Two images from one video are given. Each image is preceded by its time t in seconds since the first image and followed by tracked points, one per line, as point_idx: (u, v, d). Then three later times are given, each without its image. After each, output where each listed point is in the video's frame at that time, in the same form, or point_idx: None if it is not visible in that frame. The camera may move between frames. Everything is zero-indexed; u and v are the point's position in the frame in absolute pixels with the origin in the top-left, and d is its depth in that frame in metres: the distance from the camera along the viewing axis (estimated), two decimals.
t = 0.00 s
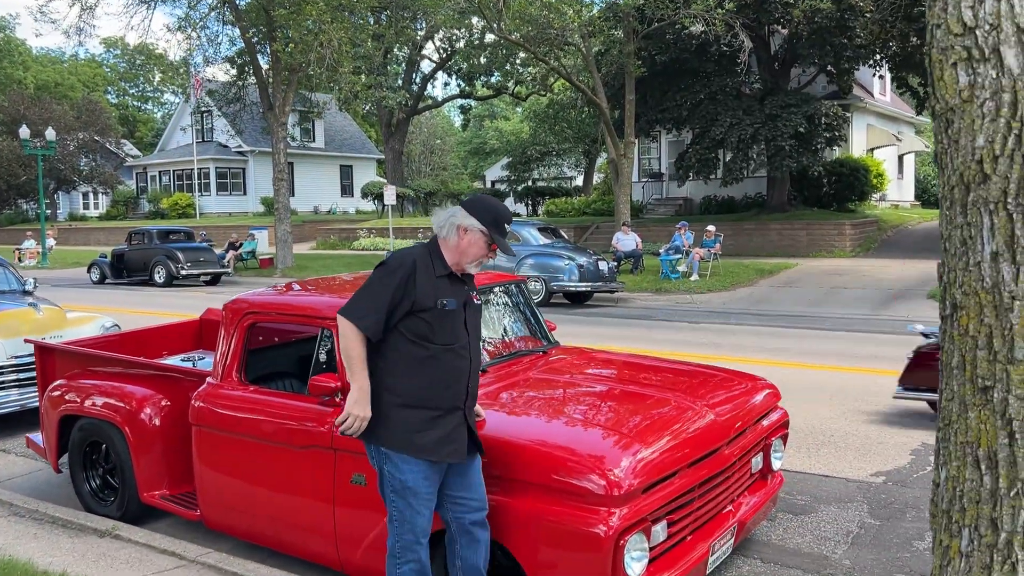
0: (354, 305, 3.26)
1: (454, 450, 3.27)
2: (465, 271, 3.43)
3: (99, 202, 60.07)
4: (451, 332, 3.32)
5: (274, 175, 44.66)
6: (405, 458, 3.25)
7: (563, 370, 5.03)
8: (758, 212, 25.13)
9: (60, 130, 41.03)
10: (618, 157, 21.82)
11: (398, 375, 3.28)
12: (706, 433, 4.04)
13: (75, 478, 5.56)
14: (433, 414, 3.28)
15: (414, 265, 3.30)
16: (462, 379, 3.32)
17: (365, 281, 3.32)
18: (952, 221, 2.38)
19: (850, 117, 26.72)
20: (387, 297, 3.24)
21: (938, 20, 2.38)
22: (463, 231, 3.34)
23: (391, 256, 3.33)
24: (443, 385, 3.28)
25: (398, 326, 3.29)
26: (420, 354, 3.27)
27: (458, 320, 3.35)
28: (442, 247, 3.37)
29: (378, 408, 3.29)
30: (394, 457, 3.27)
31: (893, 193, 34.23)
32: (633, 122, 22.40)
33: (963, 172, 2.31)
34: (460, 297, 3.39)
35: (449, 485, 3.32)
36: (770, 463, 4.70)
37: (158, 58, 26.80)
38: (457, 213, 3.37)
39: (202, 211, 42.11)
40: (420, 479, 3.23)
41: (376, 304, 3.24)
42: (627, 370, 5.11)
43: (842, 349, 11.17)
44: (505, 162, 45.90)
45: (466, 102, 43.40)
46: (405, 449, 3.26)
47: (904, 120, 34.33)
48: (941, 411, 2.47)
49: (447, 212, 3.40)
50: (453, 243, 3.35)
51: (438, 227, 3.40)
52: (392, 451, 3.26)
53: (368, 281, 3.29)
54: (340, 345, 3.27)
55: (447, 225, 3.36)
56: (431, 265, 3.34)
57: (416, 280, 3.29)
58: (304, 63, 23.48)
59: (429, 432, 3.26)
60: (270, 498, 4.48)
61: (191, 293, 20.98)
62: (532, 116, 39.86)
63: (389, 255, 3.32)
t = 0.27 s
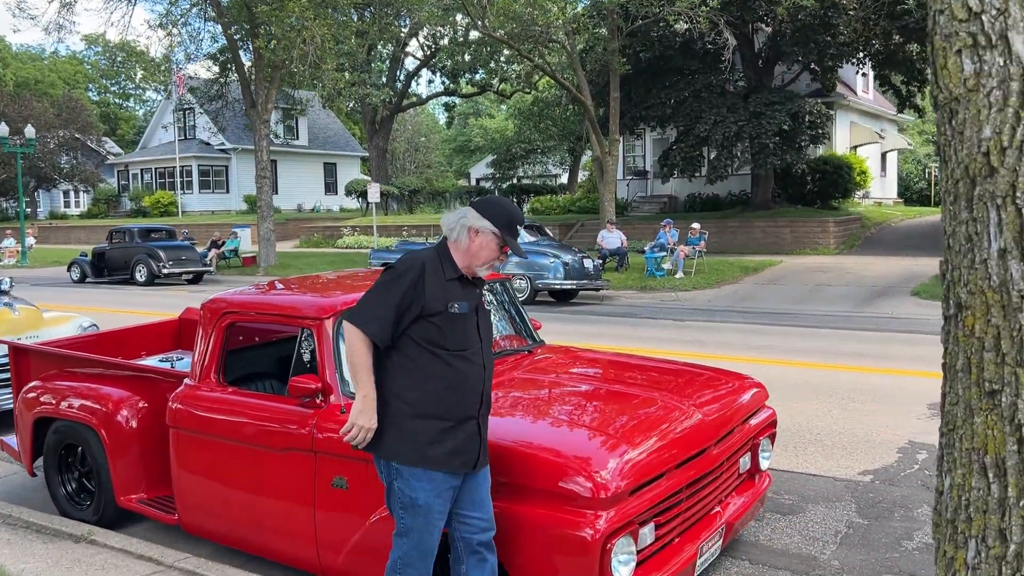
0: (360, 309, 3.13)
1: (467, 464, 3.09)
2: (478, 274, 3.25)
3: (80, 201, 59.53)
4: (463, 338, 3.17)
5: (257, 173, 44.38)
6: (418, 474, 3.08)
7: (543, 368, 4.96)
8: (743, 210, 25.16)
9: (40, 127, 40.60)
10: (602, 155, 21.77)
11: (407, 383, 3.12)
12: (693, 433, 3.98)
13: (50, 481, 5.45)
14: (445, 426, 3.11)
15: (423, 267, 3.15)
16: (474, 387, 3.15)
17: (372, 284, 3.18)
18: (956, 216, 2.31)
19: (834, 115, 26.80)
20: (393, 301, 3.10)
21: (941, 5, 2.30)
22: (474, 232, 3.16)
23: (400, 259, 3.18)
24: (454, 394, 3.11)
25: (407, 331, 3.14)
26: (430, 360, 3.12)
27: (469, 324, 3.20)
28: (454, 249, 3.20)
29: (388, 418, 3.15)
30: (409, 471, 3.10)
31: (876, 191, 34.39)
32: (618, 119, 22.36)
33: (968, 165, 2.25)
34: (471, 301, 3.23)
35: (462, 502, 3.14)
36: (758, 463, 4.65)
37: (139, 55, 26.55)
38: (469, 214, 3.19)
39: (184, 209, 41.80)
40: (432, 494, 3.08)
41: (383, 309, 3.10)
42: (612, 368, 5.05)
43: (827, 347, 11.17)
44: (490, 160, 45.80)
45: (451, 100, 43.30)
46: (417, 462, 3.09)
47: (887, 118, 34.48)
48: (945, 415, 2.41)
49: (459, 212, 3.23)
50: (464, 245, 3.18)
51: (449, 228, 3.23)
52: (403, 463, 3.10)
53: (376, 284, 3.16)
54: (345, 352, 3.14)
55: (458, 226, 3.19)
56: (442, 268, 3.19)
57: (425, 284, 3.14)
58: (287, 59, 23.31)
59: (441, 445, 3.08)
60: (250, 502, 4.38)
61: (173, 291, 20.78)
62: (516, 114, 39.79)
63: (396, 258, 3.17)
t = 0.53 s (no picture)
0: (397, 307, 2.96)
1: (521, 462, 2.96)
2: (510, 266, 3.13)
3: (58, 200, 58.87)
4: (505, 330, 3.05)
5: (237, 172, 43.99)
6: (475, 478, 2.91)
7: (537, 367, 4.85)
8: (726, 209, 25.14)
9: (16, 126, 40.04)
10: (586, 153, 21.65)
11: (453, 382, 2.97)
12: (694, 434, 3.88)
13: (28, 486, 5.27)
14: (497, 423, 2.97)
15: (460, 260, 3.00)
16: (520, 382, 3.03)
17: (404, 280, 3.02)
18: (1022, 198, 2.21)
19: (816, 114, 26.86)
20: (433, 297, 2.94)
21: None
22: (507, 224, 3.04)
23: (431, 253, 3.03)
24: (504, 389, 2.98)
25: (449, 328, 2.99)
26: (475, 355, 2.98)
27: (508, 317, 3.08)
28: (486, 242, 3.07)
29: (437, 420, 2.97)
30: (465, 475, 2.92)
31: (858, 190, 34.51)
32: (602, 117, 22.26)
33: None
34: (508, 292, 3.11)
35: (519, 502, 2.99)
36: (758, 464, 4.56)
37: (117, 52, 26.19)
38: (500, 204, 3.07)
39: (164, 209, 41.35)
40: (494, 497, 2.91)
41: (423, 305, 2.94)
42: (603, 367, 4.94)
43: (816, 345, 11.09)
44: (473, 159, 45.64)
45: (433, 99, 43.09)
46: (473, 465, 2.93)
47: (868, 118, 34.59)
48: (1005, 414, 2.32)
49: (487, 202, 3.10)
50: (497, 236, 3.05)
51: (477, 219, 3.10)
52: (458, 466, 2.92)
53: (410, 280, 3.00)
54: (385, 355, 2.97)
55: (489, 217, 3.06)
56: (476, 260, 3.05)
57: (465, 277, 2.99)
58: (267, 57, 23.07)
59: (495, 445, 2.94)
60: (236, 506, 4.24)
61: (153, 292, 20.50)
62: (499, 113, 39.64)
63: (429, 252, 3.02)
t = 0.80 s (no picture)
0: (456, 323, 2.76)
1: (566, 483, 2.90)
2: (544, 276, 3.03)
3: (30, 200, 58.03)
4: (549, 347, 2.93)
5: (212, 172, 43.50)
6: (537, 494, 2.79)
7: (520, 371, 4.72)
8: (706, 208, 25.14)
9: None
10: (566, 153, 21.54)
11: (511, 402, 2.82)
12: (690, 443, 3.77)
13: None
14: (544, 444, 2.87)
15: (513, 272, 2.85)
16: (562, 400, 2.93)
17: (457, 293, 2.82)
18: None
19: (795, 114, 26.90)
20: (492, 312, 2.76)
21: None
22: (548, 233, 2.93)
23: (480, 264, 2.85)
24: (551, 407, 2.87)
25: (500, 344, 2.83)
26: (528, 375, 2.84)
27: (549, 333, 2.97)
28: (528, 252, 2.93)
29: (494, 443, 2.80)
30: (523, 495, 2.78)
31: (835, 189, 34.65)
32: (582, 117, 22.16)
33: None
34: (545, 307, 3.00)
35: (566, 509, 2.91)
36: (753, 472, 4.45)
37: (90, 50, 25.75)
38: (538, 213, 2.95)
39: (138, 209, 40.82)
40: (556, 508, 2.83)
41: (481, 321, 2.76)
42: (587, 372, 4.82)
43: (799, 346, 11.03)
44: (451, 158, 45.41)
45: (411, 98, 42.81)
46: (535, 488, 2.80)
47: (844, 117, 34.75)
48: None
49: (523, 210, 2.97)
50: (539, 247, 2.93)
51: (513, 226, 2.96)
52: (513, 489, 2.78)
53: (466, 293, 2.80)
54: (444, 374, 2.76)
55: (530, 225, 2.93)
56: (519, 272, 2.89)
57: (518, 290, 2.85)
58: (243, 55, 22.76)
59: (547, 465, 2.82)
60: (215, 520, 4.07)
61: (127, 293, 20.15)
62: (477, 112, 39.44)
63: (479, 262, 2.85)
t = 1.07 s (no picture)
0: (499, 331, 2.52)
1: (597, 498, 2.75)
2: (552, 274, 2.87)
3: None
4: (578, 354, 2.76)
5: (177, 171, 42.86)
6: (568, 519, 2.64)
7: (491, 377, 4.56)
8: (677, 208, 25.10)
9: None
10: (538, 152, 21.37)
11: (552, 415, 2.63)
12: (669, 450, 3.63)
13: None
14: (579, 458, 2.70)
15: (545, 273, 2.66)
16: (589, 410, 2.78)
17: (493, 297, 2.58)
18: None
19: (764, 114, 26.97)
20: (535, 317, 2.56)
21: None
22: (566, 232, 2.77)
23: (512, 264, 2.63)
24: (582, 421, 2.70)
25: (535, 354, 2.63)
26: (565, 384, 2.66)
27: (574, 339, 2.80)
28: (547, 252, 2.75)
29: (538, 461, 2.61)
30: (555, 521, 2.62)
31: (804, 189, 34.85)
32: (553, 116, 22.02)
33: None
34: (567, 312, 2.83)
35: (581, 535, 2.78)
36: (733, 478, 4.32)
37: (51, 46, 25.20)
38: (555, 210, 2.78)
39: (101, 209, 40.11)
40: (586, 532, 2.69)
41: (525, 327, 2.54)
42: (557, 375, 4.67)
43: (773, 346, 10.95)
44: (421, 158, 45.11)
45: (381, 97, 42.48)
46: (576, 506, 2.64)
47: (814, 117, 34.95)
48: None
49: (537, 206, 2.79)
50: (557, 246, 2.75)
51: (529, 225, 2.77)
52: (549, 515, 2.60)
53: (505, 296, 2.57)
54: (489, 387, 2.52)
55: (547, 222, 2.75)
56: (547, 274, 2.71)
57: (552, 293, 2.66)
58: (208, 52, 22.38)
59: (585, 484, 2.66)
60: (171, 535, 3.86)
61: (89, 295, 19.71)
62: (448, 112, 39.19)
63: (512, 263, 2.63)
